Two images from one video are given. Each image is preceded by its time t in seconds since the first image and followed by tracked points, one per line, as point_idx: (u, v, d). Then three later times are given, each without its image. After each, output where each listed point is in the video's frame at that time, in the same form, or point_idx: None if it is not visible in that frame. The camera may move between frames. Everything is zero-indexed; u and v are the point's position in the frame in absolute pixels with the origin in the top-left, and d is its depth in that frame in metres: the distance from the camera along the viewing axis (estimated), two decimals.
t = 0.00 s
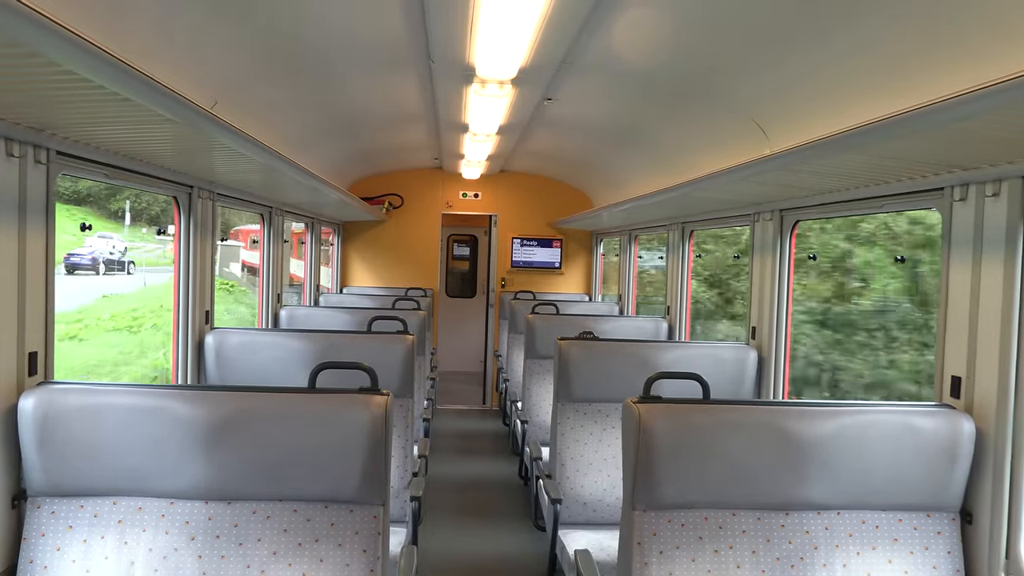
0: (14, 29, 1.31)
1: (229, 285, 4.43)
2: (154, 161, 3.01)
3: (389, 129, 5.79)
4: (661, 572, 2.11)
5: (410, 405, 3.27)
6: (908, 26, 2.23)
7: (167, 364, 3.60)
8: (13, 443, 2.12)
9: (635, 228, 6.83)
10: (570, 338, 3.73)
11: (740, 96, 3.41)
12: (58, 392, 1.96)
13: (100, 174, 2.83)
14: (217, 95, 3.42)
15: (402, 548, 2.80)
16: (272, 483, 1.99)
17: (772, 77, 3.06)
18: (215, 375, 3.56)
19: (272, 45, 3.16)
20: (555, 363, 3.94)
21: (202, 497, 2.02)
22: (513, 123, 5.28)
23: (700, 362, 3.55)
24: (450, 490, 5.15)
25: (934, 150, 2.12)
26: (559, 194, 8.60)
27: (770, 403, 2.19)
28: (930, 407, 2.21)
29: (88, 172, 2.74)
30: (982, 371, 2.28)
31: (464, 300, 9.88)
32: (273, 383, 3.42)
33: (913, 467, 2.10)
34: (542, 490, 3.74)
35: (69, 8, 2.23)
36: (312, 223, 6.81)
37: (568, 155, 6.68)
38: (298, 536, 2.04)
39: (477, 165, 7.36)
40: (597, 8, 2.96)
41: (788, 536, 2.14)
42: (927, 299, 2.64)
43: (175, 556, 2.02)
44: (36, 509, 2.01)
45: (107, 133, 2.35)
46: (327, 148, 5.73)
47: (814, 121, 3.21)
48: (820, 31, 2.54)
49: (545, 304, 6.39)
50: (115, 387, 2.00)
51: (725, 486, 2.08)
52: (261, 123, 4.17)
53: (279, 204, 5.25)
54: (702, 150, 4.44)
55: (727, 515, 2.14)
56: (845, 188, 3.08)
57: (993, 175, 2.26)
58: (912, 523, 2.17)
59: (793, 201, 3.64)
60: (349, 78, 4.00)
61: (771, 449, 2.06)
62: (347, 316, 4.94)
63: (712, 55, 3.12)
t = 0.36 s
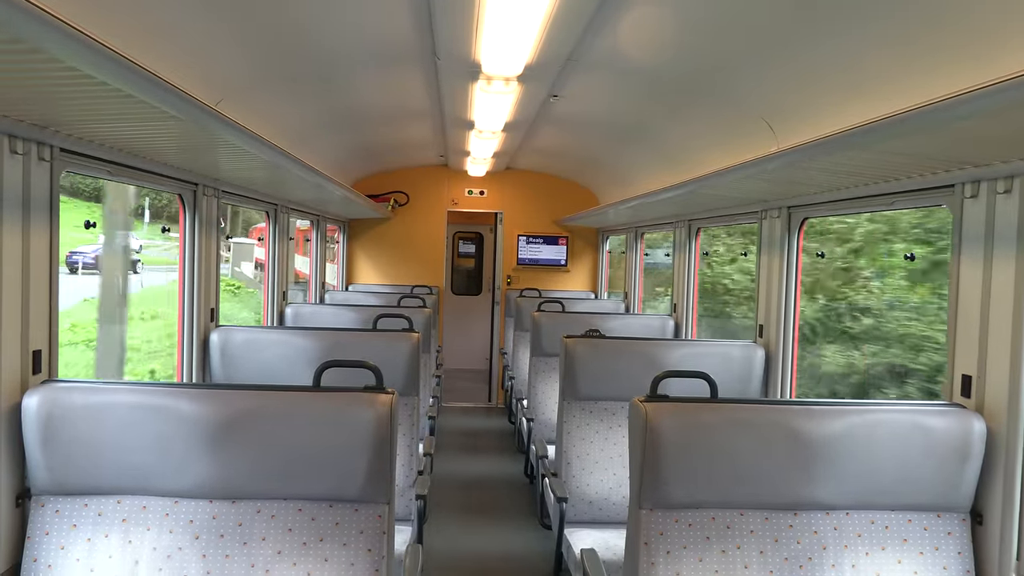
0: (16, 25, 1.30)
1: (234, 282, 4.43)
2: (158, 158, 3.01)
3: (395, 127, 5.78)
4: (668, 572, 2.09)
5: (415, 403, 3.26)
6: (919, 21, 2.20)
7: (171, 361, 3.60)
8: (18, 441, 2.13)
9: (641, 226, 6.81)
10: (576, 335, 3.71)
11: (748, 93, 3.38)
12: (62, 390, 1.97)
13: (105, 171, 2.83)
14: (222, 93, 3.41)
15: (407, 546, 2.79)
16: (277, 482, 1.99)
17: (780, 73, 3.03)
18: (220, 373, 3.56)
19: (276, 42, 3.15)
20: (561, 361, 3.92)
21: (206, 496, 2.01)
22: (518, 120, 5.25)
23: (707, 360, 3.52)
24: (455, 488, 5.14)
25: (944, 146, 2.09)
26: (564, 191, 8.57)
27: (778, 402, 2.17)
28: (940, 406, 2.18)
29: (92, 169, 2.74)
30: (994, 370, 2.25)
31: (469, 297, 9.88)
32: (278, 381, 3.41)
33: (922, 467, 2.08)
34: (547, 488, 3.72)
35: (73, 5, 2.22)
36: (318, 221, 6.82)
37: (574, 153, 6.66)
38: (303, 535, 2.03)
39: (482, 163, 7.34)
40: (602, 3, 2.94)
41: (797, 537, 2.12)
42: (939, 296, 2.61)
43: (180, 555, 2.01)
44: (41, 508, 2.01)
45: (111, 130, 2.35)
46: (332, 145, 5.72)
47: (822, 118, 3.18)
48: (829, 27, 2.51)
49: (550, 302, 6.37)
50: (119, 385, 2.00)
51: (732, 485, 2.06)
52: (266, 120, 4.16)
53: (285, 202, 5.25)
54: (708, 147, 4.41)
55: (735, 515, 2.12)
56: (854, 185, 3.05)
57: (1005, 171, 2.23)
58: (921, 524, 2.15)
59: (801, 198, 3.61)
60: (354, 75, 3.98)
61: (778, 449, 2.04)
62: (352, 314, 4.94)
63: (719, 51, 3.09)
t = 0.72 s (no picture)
0: (12, 15, 1.28)
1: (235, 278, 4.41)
2: (158, 152, 2.99)
3: (396, 121, 5.75)
4: (674, 570, 2.07)
5: (417, 399, 3.25)
6: (928, 13, 2.17)
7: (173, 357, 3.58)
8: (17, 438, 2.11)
9: (644, 220, 6.78)
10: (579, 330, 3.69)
11: (752, 85, 3.35)
12: (61, 386, 1.95)
13: (105, 165, 2.82)
14: (223, 86, 3.39)
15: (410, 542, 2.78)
16: (279, 479, 1.97)
17: (785, 66, 3.00)
18: (221, 368, 3.54)
19: (277, 35, 3.12)
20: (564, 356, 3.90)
21: (207, 493, 2.00)
22: (521, 114, 5.22)
23: (712, 355, 3.50)
24: (458, 483, 5.14)
25: (953, 139, 2.06)
26: (566, 186, 8.54)
27: (784, 398, 2.15)
28: (947, 402, 2.15)
29: (91, 163, 2.72)
30: (1003, 365, 2.23)
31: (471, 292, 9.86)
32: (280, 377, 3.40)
33: (930, 463, 2.06)
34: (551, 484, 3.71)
35: None
36: (319, 215, 6.79)
37: (576, 147, 6.63)
38: (305, 532, 2.01)
39: (483, 157, 7.31)
40: None
41: (803, 533, 2.10)
42: (947, 290, 2.58)
43: (181, 552, 2.00)
44: (40, 505, 2.00)
45: (109, 123, 2.32)
46: (333, 140, 5.70)
47: (828, 111, 3.15)
48: (836, 19, 2.48)
49: (552, 297, 6.34)
50: (119, 381, 1.99)
51: (738, 481, 2.04)
52: (267, 114, 4.14)
53: (286, 196, 5.22)
54: (712, 141, 4.38)
55: (741, 512, 2.10)
56: (860, 178, 3.02)
57: (1014, 164, 2.21)
58: (929, 520, 2.13)
59: (806, 192, 3.58)
60: (354, 68, 3.95)
61: (785, 445, 2.02)
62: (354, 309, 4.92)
63: (723, 44, 3.06)
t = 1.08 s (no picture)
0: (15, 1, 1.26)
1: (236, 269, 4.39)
2: (159, 143, 2.97)
3: (398, 113, 5.72)
4: (677, 566, 2.06)
5: (419, 393, 3.24)
6: (938, 8, 2.14)
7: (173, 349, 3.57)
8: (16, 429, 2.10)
9: (646, 214, 6.75)
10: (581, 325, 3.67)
11: (758, 79, 3.32)
12: (62, 377, 1.94)
13: (107, 155, 2.80)
14: (225, 77, 3.36)
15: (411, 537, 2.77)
16: (281, 473, 1.96)
17: (791, 60, 2.98)
18: (221, 360, 3.53)
19: (279, 25, 3.09)
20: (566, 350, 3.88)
21: (208, 486, 1.99)
22: (523, 107, 5.19)
23: (715, 350, 3.48)
24: (458, 476, 5.14)
25: (962, 134, 2.03)
26: (568, 179, 8.50)
27: (789, 394, 2.14)
28: (953, 399, 2.14)
29: (92, 154, 2.69)
30: (1009, 362, 2.21)
31: (472, 285, 9.85)
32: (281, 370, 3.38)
33: (935, 460, 2.04)
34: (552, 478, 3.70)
35: None
36: (320, 208, 6.77)
37: (578, 140, 6.59)
38: (307, 527, 2.00)
39: (485, 150, 7.29)
40: None
41: (808, 530, 2.08)
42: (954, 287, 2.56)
43: (181, 545, 1.99)
44: (40, 497, 1.99)
45: (110, 113, 2.30)
46: (334, 132, 5.67)
47: (833, 106, 3.12)
48: (846, 13, 2.45)
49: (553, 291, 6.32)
50: (119, 373, 1.98)
51: (742, 478, 2.03)
52: (268, 106, 4.11)
53: (287, 188, 5.20)
54: (715, 135, 4.35)
55: (745, 508, 2.09)
56: (865, 173, 3.00)
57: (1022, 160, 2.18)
58: (934, 518, 2.12)
59: (811, 186, 3.56)
60: (356, 59, 3.92)
61: (789, 442, 2.00)
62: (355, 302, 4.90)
63: (729, 37, 3.03)
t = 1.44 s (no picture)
0: None
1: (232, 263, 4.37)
2: (154, 135, 2.94)
3: (395, 106, 5.69)
4: (674, 562, 2.05)
5: (415, 387, 3.23)
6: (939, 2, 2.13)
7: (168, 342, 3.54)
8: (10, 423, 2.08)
9: (643, 209, 6.73)
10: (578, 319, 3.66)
11: (757, 74, 3.30)
12: (55, 371, 1.93)
13: (101, 147, 2.78)
14: (220, 68, 3.33)
15: (407, 531, 2.77)
16: (277, 467, 1.95)
17: (791, 55, 2.96)
18: (217, 354, 3.51)
19: (274, 16, 3.06)
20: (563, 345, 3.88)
21: (203, 480, 1.97)
22: (521, 100, 5.16)
23: (712, 344, 3.48)
24: (454, 470, 5.14)
25: (962, 129, 2.02)
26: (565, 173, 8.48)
27: (787, 389, 2.13)
28: (950, 394, 2.14)
29: (85, 145, 2.66)
30: (1006, 358, 2.21)
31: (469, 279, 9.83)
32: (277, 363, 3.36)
33: (933, 456, 2.04)
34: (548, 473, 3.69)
35: None
36: (316, 201, 6.74)
37: (575, 134, 6.56)
38: (302, 521, 1.99)
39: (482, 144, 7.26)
40: None
41: (804, 525, 2.08)
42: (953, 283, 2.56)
43: (176, 540, 1.97)
44: (33, 491, 1.98)
45: (104, 104, 2.27)
46: (331, 125, 5.64)
47: (832, 102, 3.11)
48: (847, 7, 2.43)
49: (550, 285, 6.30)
50: (114, 367, 1.96)
51: (739, 473, 2.03)
52: (264, 99, 4.08)
53: (283, 180, 5.17)
54: (713, 129, 4.33)
55: (742, 503, 2.09)
56: (864, 168, 2.99)
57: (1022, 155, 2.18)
58: (931, 513, 2.12)
59: (809, 181, 3.55)
60: (353, 52, 3.89)
61: (787, 438, 2.00)
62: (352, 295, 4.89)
63: (728, 31, 3.01)
